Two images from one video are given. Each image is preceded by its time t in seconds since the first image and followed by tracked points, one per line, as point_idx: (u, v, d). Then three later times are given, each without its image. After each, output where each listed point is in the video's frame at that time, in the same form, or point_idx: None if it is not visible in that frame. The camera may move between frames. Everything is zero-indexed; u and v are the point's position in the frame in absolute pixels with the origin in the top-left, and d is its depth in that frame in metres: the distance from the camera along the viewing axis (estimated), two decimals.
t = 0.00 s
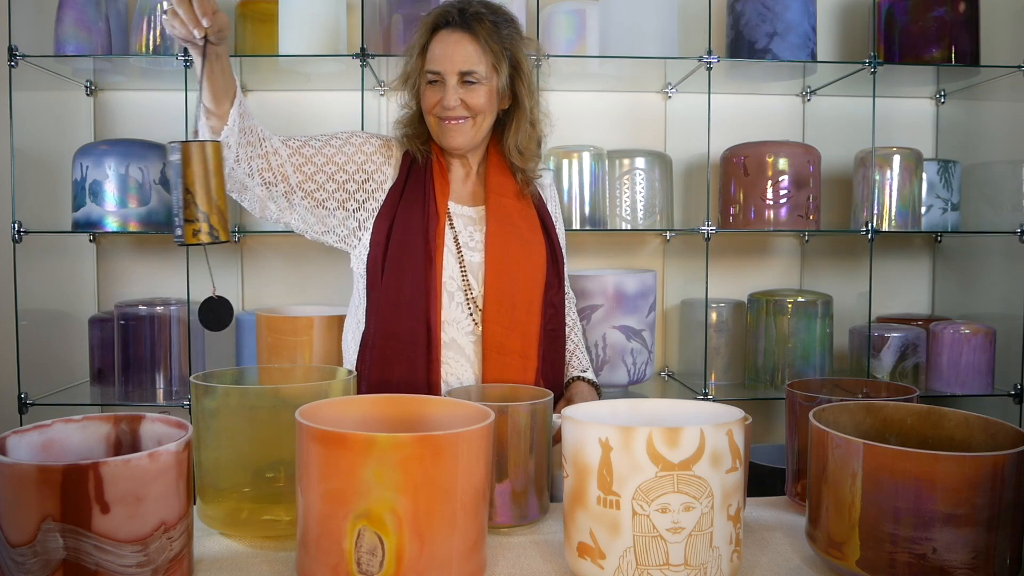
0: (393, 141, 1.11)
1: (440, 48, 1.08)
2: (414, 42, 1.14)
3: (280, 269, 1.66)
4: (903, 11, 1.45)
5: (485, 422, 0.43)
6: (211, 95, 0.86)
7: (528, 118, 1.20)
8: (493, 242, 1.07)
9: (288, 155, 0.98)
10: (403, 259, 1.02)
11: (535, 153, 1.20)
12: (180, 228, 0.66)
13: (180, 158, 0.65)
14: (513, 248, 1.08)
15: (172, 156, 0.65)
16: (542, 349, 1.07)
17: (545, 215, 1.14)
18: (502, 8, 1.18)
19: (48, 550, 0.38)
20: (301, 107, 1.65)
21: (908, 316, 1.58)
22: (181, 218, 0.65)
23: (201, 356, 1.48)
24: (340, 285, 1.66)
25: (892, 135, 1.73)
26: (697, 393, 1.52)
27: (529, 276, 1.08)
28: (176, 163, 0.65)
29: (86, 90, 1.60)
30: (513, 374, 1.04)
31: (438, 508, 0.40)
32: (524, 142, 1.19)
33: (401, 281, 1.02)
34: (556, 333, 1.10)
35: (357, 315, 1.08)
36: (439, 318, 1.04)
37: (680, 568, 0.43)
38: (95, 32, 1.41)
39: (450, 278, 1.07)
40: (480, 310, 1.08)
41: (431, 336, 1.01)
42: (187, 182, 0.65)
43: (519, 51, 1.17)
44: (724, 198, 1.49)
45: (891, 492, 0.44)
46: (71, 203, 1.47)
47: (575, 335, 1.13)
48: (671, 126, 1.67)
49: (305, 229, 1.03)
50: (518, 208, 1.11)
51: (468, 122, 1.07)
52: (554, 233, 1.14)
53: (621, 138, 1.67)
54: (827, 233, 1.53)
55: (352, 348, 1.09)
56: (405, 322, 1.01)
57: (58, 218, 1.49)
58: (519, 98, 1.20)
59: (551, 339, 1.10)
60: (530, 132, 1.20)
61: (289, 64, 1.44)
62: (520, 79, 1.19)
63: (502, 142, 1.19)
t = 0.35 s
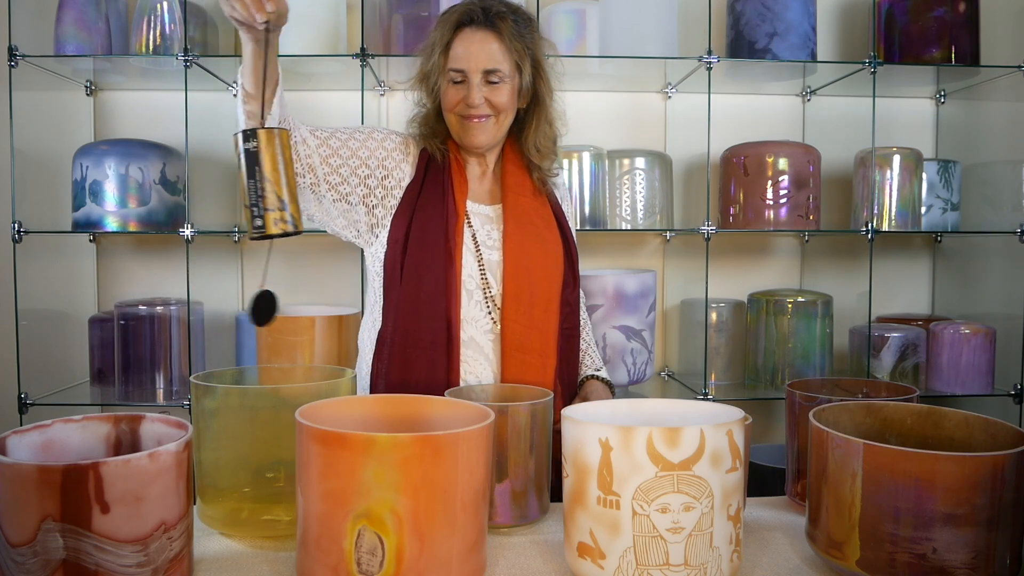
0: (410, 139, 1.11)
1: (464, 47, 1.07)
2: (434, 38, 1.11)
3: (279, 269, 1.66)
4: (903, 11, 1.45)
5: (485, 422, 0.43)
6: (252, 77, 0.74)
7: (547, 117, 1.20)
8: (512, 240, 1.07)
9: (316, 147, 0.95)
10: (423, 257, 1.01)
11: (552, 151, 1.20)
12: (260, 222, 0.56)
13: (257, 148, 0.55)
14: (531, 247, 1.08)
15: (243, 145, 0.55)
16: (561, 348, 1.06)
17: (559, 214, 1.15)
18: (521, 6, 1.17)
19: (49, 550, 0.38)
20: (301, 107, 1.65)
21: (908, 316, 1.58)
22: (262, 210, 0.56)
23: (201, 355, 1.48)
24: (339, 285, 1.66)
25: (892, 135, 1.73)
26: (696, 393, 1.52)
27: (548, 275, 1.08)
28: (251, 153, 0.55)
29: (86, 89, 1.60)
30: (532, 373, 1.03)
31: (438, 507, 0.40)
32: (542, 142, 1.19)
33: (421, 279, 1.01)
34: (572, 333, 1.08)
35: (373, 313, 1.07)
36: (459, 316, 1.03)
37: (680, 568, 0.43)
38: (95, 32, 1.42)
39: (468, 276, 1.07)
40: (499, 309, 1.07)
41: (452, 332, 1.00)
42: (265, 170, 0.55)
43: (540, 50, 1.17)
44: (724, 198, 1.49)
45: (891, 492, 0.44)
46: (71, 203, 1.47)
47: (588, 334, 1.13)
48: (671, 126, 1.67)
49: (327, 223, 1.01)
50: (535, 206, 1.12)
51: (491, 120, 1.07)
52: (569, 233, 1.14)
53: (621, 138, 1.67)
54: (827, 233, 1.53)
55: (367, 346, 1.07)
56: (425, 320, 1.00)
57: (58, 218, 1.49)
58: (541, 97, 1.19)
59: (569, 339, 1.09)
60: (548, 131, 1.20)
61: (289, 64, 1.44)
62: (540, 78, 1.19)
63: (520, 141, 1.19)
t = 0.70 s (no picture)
0: (429, 138, 1.10)
1: (492, 47, 1.07)
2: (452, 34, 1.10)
3: (279, 269, 1.66)
4: (903, 11, 1.45)
5: (485, 422, 0.43)
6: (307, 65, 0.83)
7: (568, 117, 1.21)
8: (532, 241, 1.08)
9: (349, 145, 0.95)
10: (446, 258, 1.01)
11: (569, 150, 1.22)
12: (353, 217, 0.67)
13: (360, 144, 0.66)
14: (551, 247, 1.09)
15: (348, 139, 0.66)
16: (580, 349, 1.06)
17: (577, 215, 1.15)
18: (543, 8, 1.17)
19: (48, 550, 0.38)
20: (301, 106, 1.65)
21: (907, 316, 1.58)
22: (358, 207, 0.67)
23: (201, 355, 1.48)
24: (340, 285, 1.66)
25: (892, 135, 1.73)
26: (697, 393, 1.53)
27: (567, 275, 1.09)
28: (354, 148, 0.66)
29: (86, 90, 1.60)
30: (553, 373, 1.03)
31: (438, 507, 0.40)
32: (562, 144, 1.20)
33: (443, 279, 1.00)
34: (588, 333, 1.08)
35: (391, 312, 1.06)
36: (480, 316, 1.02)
37: (680, 568, 0.43)
38: (95, 31, 1.42)
39: (489, 276, 1.07)
40: (519, 309, 1.08)
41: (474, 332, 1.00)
42: (364, 167, 0.66)
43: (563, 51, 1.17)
44: (724, 197, 1.49)
45: (891, 492, 0.44)
46: (71, 203, 1.47)
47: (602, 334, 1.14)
48: (671, 126, 1.67)
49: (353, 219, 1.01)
50: (555, 206, 1.12)
51: (520, 120, 1.07)
52: (586, 233, 1.15)
53: (621, 138, 1.67)
54: (827, 233, 1.53)
55: (385, 345, 1.07)
56: (447, 319, 0.99)
57: (58, 218, 1.49)
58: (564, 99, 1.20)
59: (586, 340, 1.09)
60: (568, 131, 1.21)
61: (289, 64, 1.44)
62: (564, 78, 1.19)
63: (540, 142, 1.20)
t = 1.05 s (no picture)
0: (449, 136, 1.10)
1: (517, 47, 1.06)
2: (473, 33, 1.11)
3: (279, 269, 1.66)
4: (903, 11, 1.45)
5: (485, 423, 0.43)
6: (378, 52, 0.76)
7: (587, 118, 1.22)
8: (552, 243, 1.08)
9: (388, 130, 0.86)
10: (468, 259, 1.00)
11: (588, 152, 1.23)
12: (474, 221, 0.66)
13: (479, 147, 0.64)
14: (569, 249, 1.09)
15: (468, 141, 0.64)
16: (597, 348, 1.08)
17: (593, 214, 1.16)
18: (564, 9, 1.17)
19: (48, 550, 0.38)
20: (301, 106, 1.65)
21: (908, 316, 1.58)
22: (478, 211, 0.66)
23: (201, 355, 1.48)
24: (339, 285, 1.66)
25: (892, 135, 1.73)
26: (697, 393, 1.53)
27: (585, 276, 1.09)
28: (473, 150, 0.64)
29: (86, 90, 1.60)
30: (573, 374, 1.03)
31: (438, 507, 0.40)
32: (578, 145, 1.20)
33: (465, 280, 1.00)
34: (606, 333, 1.10)
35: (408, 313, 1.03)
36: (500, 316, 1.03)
37: (680, 568, 0.42)
38: (95, 31, 1.42)
39: (509, 276, 1.07)
40: (538, 310, 1.08)
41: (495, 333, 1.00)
42: (481, 169, 0.65)
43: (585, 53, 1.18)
44: (724, 197, 1.49)
45: (890, 492, 0.44)
46: (71, 203, 1.47)
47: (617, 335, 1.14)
48: (671, 126, 1.67)
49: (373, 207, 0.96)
50: (571, 208, 1.13)
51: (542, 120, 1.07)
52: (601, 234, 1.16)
53: (621, 138, 1.67)
54: (827, 233, 1.53)
55: (401, 347, 1.04)
56: (468, 320, 1.00)
57: (58, 218, 1.49)
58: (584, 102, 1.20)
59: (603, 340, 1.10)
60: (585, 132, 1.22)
61: (289, 64, 1.44)
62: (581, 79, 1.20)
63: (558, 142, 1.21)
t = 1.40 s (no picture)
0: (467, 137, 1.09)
1: (538, 46, 1.02)
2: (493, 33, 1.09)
3: (279, 269, 1.66)
4: (903, 11, 1.45)
5: (485, 422, 0.43)
6: (450, 50, 0.79)
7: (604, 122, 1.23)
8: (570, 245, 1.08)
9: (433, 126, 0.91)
10: (487, 261, 1.01)
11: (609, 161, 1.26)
12: (575, 224, 0.68)
13: (577, 151, 0.66)
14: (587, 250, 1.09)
15: (567, 148, 0.65)
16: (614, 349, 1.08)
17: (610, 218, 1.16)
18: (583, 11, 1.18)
19: (48, 550, 0.38)
20: (300, 106, 1.65)
21: (907, 316, 1.58)
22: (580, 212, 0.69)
23: (201, 355, 1.48)
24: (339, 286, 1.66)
25: (892, 135, 1.73)
26: (697, 393, 1.53)
27: (604, 278, 1.10)
28: (572, 155, 0.65)
29: (86, 90, 1.60)
30: (590, 375, 1.04)
31: (438, 507, 0.40)
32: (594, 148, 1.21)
33: (483, 281, 1.01)
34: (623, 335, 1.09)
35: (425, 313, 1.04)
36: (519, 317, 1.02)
37: (680, 568, 0.42)
38: (95, 31, 1.42)
39: (528, 279, 1.04)
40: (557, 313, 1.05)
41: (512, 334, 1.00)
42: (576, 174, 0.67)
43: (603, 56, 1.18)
44: (724, 197, 1.49)
45: (891, 492, 0.44)
46: (71, 203, 1.47)
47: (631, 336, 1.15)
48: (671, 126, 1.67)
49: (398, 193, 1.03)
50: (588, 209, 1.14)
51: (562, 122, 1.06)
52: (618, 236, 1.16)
53: (621, 138, 1.67)
54: (827, 233, 1.53)
55: (418, 347, 1.04)
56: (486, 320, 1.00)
57: (58, 218, 1.49)
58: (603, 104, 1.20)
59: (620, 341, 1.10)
60: (600, 134, 1.23)
61: (289, 64, 1.44)
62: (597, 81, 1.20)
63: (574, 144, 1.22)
